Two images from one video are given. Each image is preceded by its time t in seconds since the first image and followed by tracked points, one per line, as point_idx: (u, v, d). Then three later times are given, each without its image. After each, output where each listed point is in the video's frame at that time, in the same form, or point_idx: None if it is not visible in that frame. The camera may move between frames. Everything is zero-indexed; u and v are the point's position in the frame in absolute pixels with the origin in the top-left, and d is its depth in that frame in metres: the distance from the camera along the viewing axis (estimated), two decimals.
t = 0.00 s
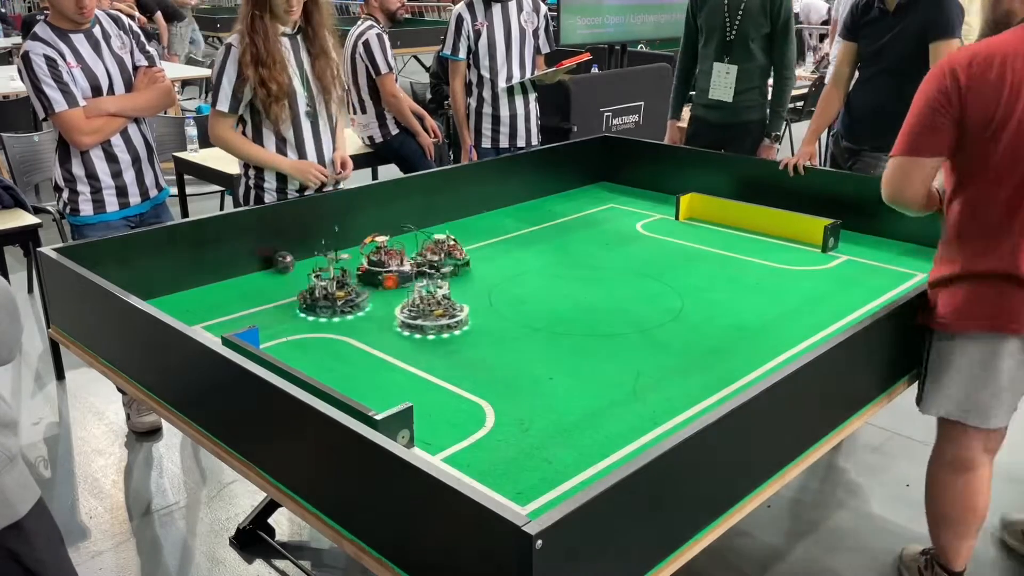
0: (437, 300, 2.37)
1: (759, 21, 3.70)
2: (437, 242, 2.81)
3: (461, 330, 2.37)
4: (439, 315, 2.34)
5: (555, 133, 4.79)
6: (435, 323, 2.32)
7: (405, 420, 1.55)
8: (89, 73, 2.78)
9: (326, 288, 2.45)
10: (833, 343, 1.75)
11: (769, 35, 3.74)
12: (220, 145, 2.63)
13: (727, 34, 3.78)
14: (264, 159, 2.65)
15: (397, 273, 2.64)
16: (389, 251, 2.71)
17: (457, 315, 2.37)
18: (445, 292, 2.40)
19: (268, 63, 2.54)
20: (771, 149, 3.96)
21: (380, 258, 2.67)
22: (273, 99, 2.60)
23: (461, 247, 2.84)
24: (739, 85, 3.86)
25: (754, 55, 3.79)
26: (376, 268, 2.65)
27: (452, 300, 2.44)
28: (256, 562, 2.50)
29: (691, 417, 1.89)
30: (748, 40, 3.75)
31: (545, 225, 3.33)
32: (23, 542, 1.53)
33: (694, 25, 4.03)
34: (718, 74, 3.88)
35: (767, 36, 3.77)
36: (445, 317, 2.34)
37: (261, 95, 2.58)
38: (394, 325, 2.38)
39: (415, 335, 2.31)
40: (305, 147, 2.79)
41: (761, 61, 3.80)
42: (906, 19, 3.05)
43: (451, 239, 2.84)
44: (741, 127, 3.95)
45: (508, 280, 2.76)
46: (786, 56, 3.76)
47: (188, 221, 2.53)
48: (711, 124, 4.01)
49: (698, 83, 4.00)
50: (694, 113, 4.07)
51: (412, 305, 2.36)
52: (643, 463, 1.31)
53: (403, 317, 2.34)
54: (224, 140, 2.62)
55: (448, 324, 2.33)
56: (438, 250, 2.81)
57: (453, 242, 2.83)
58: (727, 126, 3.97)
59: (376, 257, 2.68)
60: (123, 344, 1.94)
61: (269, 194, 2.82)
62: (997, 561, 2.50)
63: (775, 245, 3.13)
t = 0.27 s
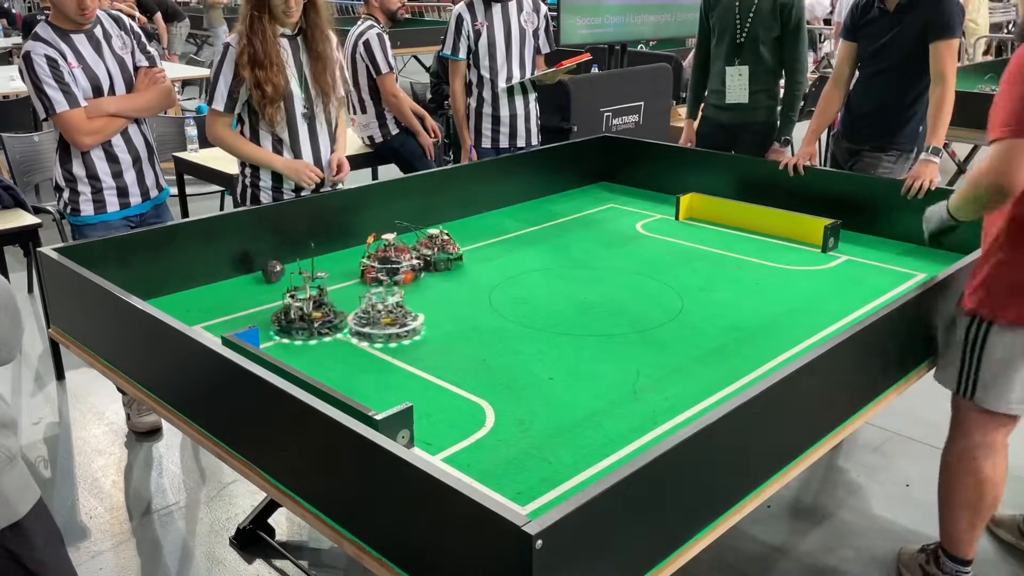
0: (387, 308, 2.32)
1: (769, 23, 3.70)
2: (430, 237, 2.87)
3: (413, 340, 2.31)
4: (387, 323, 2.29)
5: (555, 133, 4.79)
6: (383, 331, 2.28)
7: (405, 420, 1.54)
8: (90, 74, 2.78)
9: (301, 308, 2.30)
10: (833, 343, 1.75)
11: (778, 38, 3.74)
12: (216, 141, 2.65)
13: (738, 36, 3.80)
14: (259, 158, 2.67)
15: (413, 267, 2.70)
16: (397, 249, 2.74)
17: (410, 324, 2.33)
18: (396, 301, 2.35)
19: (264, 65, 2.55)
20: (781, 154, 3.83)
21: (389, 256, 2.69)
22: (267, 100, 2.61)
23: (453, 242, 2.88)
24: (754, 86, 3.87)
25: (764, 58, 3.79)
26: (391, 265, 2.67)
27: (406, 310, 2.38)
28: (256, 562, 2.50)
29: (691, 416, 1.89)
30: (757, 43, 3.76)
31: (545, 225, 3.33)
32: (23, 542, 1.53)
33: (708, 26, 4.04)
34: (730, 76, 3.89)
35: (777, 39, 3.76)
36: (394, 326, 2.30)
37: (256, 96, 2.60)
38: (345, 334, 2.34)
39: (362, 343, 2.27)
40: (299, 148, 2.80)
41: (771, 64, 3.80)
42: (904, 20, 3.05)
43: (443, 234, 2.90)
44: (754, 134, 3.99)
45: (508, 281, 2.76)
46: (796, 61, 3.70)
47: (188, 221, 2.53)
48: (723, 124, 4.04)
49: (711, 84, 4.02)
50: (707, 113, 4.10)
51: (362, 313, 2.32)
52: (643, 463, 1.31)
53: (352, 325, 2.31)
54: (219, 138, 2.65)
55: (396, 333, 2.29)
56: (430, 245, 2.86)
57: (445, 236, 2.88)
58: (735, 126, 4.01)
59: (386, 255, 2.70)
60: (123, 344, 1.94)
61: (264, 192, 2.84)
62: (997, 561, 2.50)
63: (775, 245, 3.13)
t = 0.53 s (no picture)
0: (390, 308, 2.32)
1: (771, 23, 3.70)
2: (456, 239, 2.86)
3: (416, 340, 2.31)
4: (390, 323, 2.30)
5: (555, 133, 4.79)
6: (386, 330, 2.28)
7: (405, 420, 1.55)
8: (92, 74, 2.78)
9: (288, 289, 2.42)
10: (833, 343, 1.75)
11: (781, 37, 3.73)
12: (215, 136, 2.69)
13: (740, 35, 3.80)
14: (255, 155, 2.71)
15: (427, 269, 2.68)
16: (414, 248, 2.72)
17: (414, 325, 2.32)
18: (401, 301, 2.35)
19: (260, 65, 2.58)
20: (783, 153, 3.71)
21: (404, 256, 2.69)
22: (262, 100, 2.63)
23: (479, 244, 2.87)
24: (757, 86, 3.87)
25: (767, 57, 3.79)
26: (404, 264, 2.67)
27: (412, 309, 2.38)
28: (256, 562, 2.51)
29: (691, 417, 1.89)
30: (760, 42, 3.76)
31: (546, 225, 3.33)
32: (24, 542, 1.53)
33: (711, 26, 4.04)
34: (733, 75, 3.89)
35: (781, 38, 3.75)
36: (397, 325, 2.30)
37: (252, 95, 2.62)
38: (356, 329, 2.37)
39: (366, 341, 2.30)
40: (296, 148, 2.82)
41: (773, 62, 3.80)
42: (904, 19, 3.05)
43: (471, 236, 2.89)
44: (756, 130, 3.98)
45: (508, 281, 2.76)
46: (798, 59, 3.71)
47: (188, 221, 2.53)
48: (724, 123, 4.04)
49: (713, 82, 4.03)
50: (709, 112, 4.10)
51: (370, 311, 2.34)
52: (643, 463, 1.31)
53: (360, 321, 2.33)
54: (220, 135, 2.70)
55: (399, 333, 2.29)
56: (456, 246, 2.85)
57: (472, 239, 2.87)
58: (736, 125, 4.01)
59: (401, 254, 2.70)
60: (124, 344, 1.94)
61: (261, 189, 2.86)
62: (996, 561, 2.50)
63: (775, 245, 3.13)
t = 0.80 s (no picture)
0: (415, 297, 2.39)
1: (768, 18, 3.72)
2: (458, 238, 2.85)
3: (439, 327, 2.38)
4: (416, 312, 2.36)
5: (555, 133, 4.79)
6: (412, 320, 2.34)
7: (405, 420, 1.55)
8: (93, 74, 2.78)
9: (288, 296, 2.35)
10: (833, 343, 1.75)
11: (778, 33, 3.74)
12: (228, 128, 2.77)
13: (737, 32, 3.82)
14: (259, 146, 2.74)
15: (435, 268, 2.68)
16: (419, 246, 2.67)
17: (435, 313, 2.39)
18: (424, 289, 2.41)
19: (267, 58, 2.63)
20: (778, 145, 3.84)
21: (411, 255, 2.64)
22: (268, 94, 2.67)
23: (482, 242, 2.88)
24: (752, 82, 3.87)
25: (765, 53, 3.79)
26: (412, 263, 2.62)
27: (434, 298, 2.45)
28: (256, 563, 2.51)
29: (691, 416, 1.89)
30: (758, 38, 3.77)
31: (546, 225, 3.33)
32: (25, 541, 1.53)
33: (706, 24, 4.06)
34: (728, 70, 3.91)
35: (777, 33, 3.76)
36: (422, 314, 2.36)
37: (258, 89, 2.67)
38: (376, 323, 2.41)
39: (391, 331, 2.35)
40: (302, 141, 2.83)
41: (771, 58, 3.80)
42: (904, 19, 3.05)
43: (472, 234, 2.90)
44: (746, 123, 3.97)
45: (509, 281, 2.76)
46: (794, 52, 3.71)
47: (188, 221, 2.54)
48: (722, 120, 4.04)
49: (709, 79, 4.03)
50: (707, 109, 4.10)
51: (391, 301, 2.39)
52: (643, 463, 1.31)
53: (382, 313, 2.38)
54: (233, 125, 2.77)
55: (424, 322, 2.35)
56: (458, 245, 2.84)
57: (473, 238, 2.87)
58: (732, 120, 4.01)
59: (407, 252, 2.64)
60: (124, 344, 1.94)
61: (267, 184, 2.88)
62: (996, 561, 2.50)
63: (775, 245, 3.13)
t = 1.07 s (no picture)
0: (377, 303, 2.36)
1: (771, 18, 3.72)
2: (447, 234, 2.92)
3: (402, 334, 2.35)
4: (377, 318, 2.33)
5: (555, 133, 4.79)
6: (373, 327, 2.31)
7: (405, 420, 1.55)
8: (94, 74, 2.78)
9: (283, 300, 2.33)
10: (833, 343, 1.75)
11: (781, 32, 3.75)
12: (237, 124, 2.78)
13: (740, 31, 3.81)
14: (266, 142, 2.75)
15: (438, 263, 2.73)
16: (420, 245, 2.76)
17: (399, 319, 2.35)
18: (386, 296, 2.38)
19: (281, 56, 2.63)
20: (783, 142, 3.94)
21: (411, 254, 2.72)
22: (278, 90, 2.69)
23: (470, 238, 2.92)
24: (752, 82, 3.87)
25: (767, 52, 3.79)
26: (415, 261, 2.70)
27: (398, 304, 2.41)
28: (256, 563, 2.51)
29: (691, 416, 1.89)
30: (760, 37, 3.77)
31: (545, 225, 3.33)
32: (26, 541, 1.53)
33: (707, 23, 4.06)
34: (731, 69, 3.90)
35: (780, 33, 3.77)
36: (383, 321, 2.33)
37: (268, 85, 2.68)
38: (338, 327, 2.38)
39: (351, 338, 2.31)
40: (306, 138, 2.84)
41: (774, 57, 3.80)
42: (905, 19, 3.05)
43: (460, 230, 2.94)
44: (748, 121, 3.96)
45: (509, 281, 2.76)
46: (796, 53, 3.75)
47: (188, 221, 2.53)
48: (725, 118, 4.03)
49: (712, 79, 4.02)
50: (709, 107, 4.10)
51: (354, 307, 2.37)
52: (643, 462, 1.31)
53: (343, 319, 2.35)
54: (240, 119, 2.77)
55: (385, 328, 2.32)
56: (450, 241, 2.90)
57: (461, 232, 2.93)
58: (735, 120, 4.00)
59: (410, 251, 2.73)
60: (124, 343, 1.94)
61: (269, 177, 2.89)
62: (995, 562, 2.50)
63: (775, 245, 3.13)
